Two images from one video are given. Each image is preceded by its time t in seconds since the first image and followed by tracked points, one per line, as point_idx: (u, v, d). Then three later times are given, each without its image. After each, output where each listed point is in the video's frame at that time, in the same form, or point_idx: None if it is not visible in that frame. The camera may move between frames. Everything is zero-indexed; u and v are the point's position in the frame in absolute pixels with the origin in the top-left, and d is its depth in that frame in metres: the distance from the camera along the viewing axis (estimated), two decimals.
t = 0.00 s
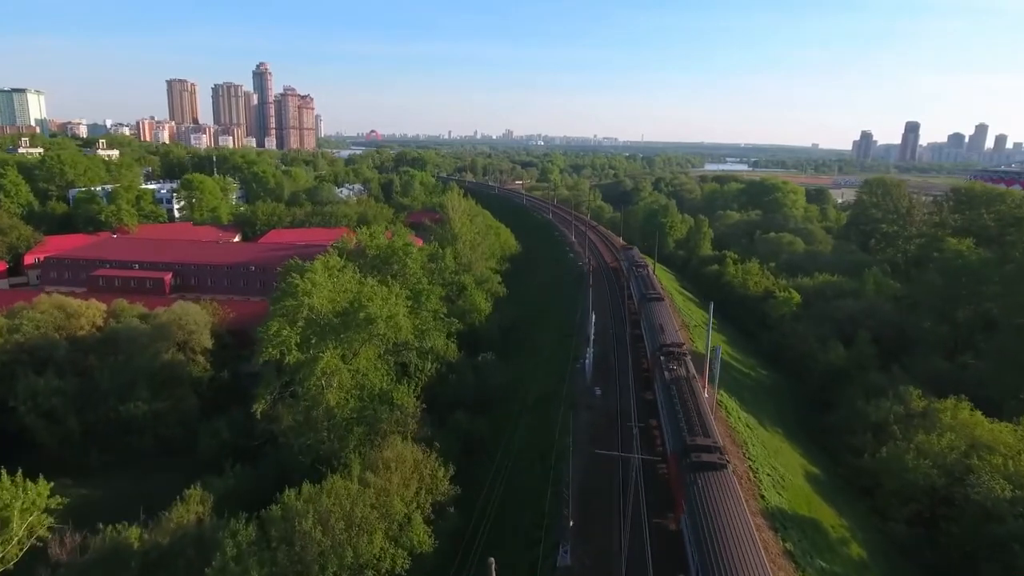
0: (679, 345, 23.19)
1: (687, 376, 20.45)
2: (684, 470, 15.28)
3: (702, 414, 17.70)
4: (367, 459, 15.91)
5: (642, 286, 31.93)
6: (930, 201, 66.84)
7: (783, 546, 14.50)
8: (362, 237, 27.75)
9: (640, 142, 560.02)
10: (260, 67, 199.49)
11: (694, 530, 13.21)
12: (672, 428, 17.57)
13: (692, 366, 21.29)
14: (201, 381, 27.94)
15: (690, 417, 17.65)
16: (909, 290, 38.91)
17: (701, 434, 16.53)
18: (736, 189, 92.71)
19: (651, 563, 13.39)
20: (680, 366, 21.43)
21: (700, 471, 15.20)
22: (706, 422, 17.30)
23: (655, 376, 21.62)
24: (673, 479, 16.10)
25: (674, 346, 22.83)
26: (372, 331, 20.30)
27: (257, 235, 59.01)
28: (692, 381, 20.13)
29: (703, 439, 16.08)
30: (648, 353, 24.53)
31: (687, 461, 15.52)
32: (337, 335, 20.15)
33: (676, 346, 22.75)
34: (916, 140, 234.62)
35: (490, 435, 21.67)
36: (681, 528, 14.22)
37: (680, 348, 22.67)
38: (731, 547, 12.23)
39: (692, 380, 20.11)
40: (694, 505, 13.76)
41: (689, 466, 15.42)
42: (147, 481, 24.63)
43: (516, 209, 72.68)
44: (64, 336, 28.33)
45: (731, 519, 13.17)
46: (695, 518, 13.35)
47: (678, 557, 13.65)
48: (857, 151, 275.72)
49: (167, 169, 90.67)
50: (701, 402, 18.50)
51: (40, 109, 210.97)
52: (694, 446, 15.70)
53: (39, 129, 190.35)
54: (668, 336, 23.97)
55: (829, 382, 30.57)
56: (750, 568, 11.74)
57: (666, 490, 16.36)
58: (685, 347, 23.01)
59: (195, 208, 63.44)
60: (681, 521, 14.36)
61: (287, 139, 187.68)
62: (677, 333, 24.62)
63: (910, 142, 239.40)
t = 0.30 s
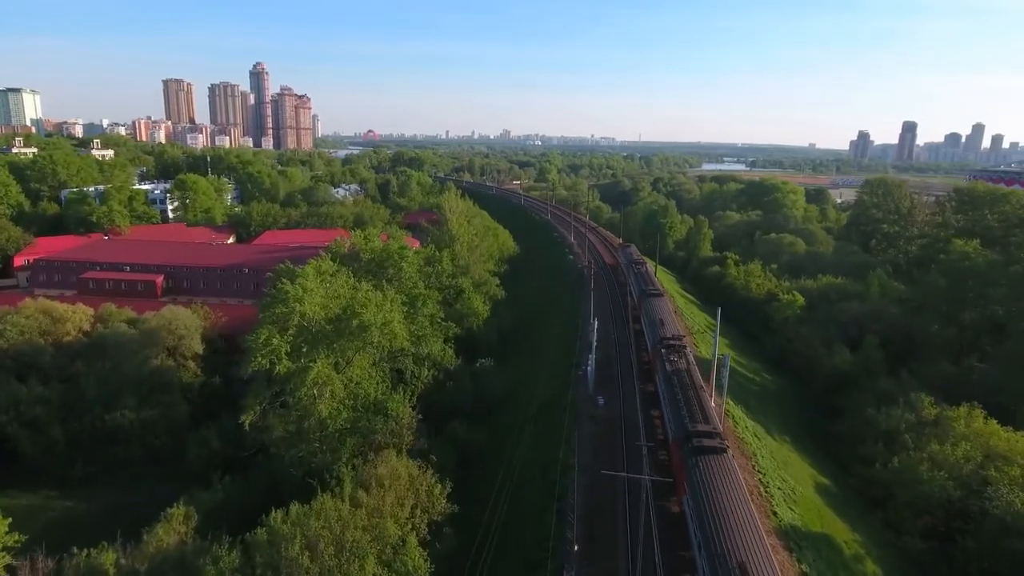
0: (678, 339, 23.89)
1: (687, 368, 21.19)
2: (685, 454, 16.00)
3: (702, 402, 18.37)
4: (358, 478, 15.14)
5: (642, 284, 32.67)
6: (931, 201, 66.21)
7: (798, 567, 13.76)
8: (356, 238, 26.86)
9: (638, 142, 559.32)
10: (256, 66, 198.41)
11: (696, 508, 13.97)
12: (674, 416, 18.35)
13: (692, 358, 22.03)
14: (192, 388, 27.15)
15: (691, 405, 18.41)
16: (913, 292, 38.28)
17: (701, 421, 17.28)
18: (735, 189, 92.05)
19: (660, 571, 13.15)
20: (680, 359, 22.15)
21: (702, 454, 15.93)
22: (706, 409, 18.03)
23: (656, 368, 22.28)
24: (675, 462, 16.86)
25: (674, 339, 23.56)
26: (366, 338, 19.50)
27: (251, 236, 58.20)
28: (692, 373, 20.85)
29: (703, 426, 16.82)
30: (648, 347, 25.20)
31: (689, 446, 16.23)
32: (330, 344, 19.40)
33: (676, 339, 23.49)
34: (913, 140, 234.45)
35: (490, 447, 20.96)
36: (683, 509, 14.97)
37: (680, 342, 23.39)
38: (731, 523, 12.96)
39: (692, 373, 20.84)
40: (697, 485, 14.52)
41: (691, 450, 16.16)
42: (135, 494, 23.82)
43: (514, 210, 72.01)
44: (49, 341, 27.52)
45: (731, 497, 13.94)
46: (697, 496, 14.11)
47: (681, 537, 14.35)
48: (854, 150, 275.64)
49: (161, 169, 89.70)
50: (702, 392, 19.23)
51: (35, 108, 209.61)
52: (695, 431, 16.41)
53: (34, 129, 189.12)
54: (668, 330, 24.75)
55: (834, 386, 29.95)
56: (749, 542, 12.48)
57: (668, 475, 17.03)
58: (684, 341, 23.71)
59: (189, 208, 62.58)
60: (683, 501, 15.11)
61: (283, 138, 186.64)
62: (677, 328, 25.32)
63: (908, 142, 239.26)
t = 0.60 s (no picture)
0: (676, 331, 24.46)
1: (686, 359, 21.79)
2: (684, 440, 16.66)
3: (701, 392, 19.01)
4: (349, 497, 14.46)
5: (640, 281, 32.82)
6: (931, 201, 65.62)
7: None
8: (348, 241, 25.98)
9: (633, 142, 559.34)
10: (251, 65, 197.10)
11: (695, 488, 14.78)
12: (673, 404, 19.01)
13: (690, 349, 22.61)
14: (180, 394, 26.12)
15: (690, 393, 19.05)
16: (915, 294, 37.66)
17: (700, 408, 17.97)
18: (733, 189, 91.41)
19: None
20: (678, 351, 22.72)
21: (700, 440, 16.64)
22: (704, 397, 18.75)
23: (655, 360, 22.88)
24: (675, 447, 17.56)
25: (672, 331, 24.14)
26: (358, 346, 18.63)
27: (243, 237, 57.30)
28: (691, 363, 21.43)
29: (703, 413, 17.52)
30: (648, 339, 25.75)
31: (688, 431, 16.97)
32: (319, 353, 18.63)
33: (674, 331, 24.05)
34: (908, 139, 234.63)
35: (487, 459, 20.33)
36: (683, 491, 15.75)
37: (677, 333, 23.97)
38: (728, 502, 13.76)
39: (691, 363, 21.40)
40: (695, 466, 15.36)
41: (690, 435, 16.87)
42: (119, 507, 23.00)
43: (510, 210, 71.27)
44: (31, 347, 26.61)
45: (728, 476, 14.74)
46: (696, 477, 14.93)
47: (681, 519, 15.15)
48: (849, 150, 275.86)
49: (153, 169, 88.67)
50: (701, 382, 19.87)
51: (28, 108, 207.98)
52: (694, 418, 17.12)
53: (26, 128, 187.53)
54: (665, 322, 25.35)
55: (838, 391, 29.31)
56: (744, 516, 13.29)
57: (669, 460, 17.74)
58: (682, 333, 24.24)
59: (180, 209, 61.61)
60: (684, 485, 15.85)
61: (277, 138, 185.39)
62: (674, 320, 25.89)
63: (904, 142, 239.42)
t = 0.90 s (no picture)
0: (671, 325, 24.96)
1: (681, 351, 22.31)
2: (682, 425, 17.12)
3: (697, 380, 19.58)
4: (337, 519, 13.72)
5: (635, 277, 33.13)
6: (926, 201, 65.28)
7: None
8: (337, 244, 25.12)
9: (625, 142, 560.09)
10: (242, 65, 195.75)
11: (692, 469, 15.27)
12: (671, 392, 19.56)
13: (686, 342, 23.13)
14: (164, 402, 25.19)
15: (686, 381, 19.61)
16: (915, 296, 37.16)
17: (695, 395, 18.47)
18: (727, 189, 91.01)
19: None
20: (674, 342, 23.24)
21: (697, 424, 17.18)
22: (701, 386, 19.22)
23: (653, 352, 23.38)
24: (672, 433, 18.06)
25: (667, 325, 24.67)
26: (346, 354, 17.75)
27: (232, 238, 56.31)
28: (686, 356, 21.90)
29: (698, 399, 18.03)
30: (643, 333, 26.28)
31: (685, 417, 17.44)
32: (306, 362, 17.82)
33: (669, 324, 24.61)
34: (899, 139, 235.48)
35: (482, 471, 19.57)
36: (680, 475, 16.23)
37: (673, 327, 24.52)
38: (724, 480, 14.25)
39: (686, 355, 21.90)
40: (692, 448, 15.88)
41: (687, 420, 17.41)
42: (99, 523, 22.11)
43: (504, 210, 70.60)
44: (8, 354, 25.64)
45: (724, 457, 15.24)
46: (693, 459, 15.41)
47: (679, 501, 15.66)
48: (841, 150, 276.72)
49: (142, 170, 87.45)
50: (697, 372, 20.40)
51: (16, 107, 205.69)
52: (690, 404, 17.67)
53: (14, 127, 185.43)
54: (661, 316, 25.88)
55: (840, 395, 28.70)
56: (739, 492, 13.80)
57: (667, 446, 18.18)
58: (678, 326, 24.82)
59: (167, 210, 60.53)
60: (680, 467, 16.46)
61: (269, 138, 184.01)
62: (670, 313, 26.40)
63: (894, 142, 240.43)
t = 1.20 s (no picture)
0: (664, 317, 25.61)
1: (674, 342, 22.89)
2: (677, 412, 17.76)
3: (689, 368, 20.26)
4: (323, 545, 12.96)
5: (628, 273, 33.74)
6: (919, 201, 65.04)
7: None
8: (323, 247, 24.25)
9: (616, 141, 560.53)
10: (230, 65, 193.95)
11: (687, 454, 15.87)
12: (665, 379, 20.24)
13: (678, 334, 23.75)
14: (146, 411, 24.19)
15: (678, 369, 20.31)
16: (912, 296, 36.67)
17: (688, 383, 19.11)
18: (719, 189, 90.64)
19: None
20: (667, 334, 23.90)
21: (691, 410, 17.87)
22: (693, 373, 19.93)
23: (647, 344, 24.02)
24: (667, 420, 18.70)
25: (660, 318, 25.27)
26: (331, 365, 16.86)
27: (219, 240, 55.20)
28: (678, 347, 22.49)
29: (691, 386, 18.69)
30: (637, 326, 26.91)
31: (680, 405, 18.06)
32: (290, 373, 16.97)
33: (662, 317, 25.22)
34: (887, 139, 236.61)
35: (476, 483, 18.91)
36: (675, 459, 16.87)
37: (664, 319, 25.11)
38: (717, 462, 14.91)
39: (679, 347, 22.50)
40: (687, 433, 16.53)
41: (681, 407, 18.12)
42: (77, 541, 21.11)
43: (495, 210, 69.87)
44: None
45: (716, 441, 15.87)
46: (688, 443, 16.06)
47: (676, 486, 16.16)
48: (830, 150, 277.77)
49: (127, 170, 86.02)
50: (689, 361, 21.08)
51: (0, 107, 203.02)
52: (685, 391, 18.32)
53: None
54: (653, 309, 26.44)
55: (841, 400, 28.11)
56: (732, 471, 14.48)
57: (662, 434, 18.72)
58: (670, 319, 25.46)
59: (152, 212, 59.30)
60: (675, 452, 17.20)
61: (258, 138, 182.32)
62: (661, 307, 27.03)
63: (883, 142, 241.65)
